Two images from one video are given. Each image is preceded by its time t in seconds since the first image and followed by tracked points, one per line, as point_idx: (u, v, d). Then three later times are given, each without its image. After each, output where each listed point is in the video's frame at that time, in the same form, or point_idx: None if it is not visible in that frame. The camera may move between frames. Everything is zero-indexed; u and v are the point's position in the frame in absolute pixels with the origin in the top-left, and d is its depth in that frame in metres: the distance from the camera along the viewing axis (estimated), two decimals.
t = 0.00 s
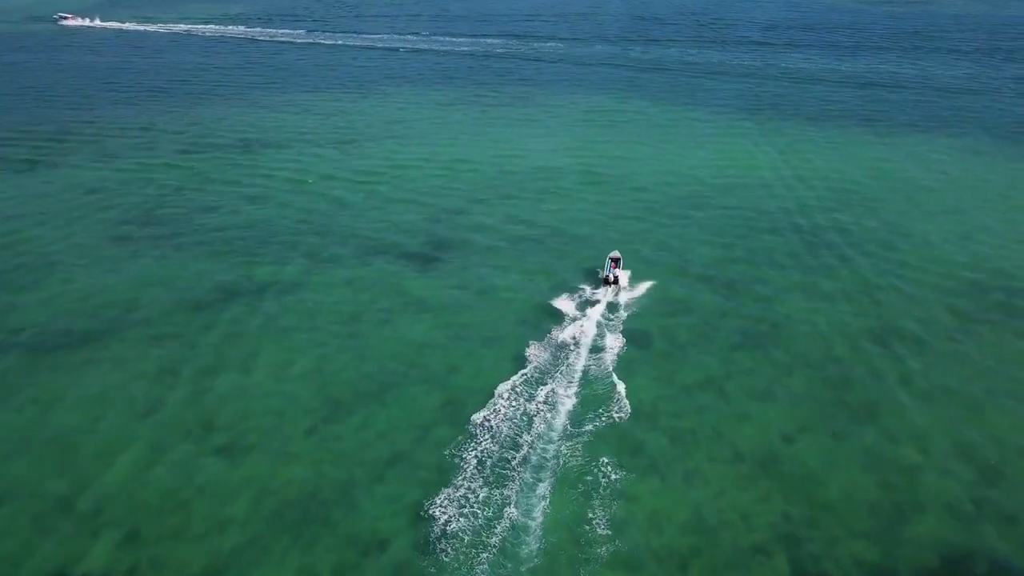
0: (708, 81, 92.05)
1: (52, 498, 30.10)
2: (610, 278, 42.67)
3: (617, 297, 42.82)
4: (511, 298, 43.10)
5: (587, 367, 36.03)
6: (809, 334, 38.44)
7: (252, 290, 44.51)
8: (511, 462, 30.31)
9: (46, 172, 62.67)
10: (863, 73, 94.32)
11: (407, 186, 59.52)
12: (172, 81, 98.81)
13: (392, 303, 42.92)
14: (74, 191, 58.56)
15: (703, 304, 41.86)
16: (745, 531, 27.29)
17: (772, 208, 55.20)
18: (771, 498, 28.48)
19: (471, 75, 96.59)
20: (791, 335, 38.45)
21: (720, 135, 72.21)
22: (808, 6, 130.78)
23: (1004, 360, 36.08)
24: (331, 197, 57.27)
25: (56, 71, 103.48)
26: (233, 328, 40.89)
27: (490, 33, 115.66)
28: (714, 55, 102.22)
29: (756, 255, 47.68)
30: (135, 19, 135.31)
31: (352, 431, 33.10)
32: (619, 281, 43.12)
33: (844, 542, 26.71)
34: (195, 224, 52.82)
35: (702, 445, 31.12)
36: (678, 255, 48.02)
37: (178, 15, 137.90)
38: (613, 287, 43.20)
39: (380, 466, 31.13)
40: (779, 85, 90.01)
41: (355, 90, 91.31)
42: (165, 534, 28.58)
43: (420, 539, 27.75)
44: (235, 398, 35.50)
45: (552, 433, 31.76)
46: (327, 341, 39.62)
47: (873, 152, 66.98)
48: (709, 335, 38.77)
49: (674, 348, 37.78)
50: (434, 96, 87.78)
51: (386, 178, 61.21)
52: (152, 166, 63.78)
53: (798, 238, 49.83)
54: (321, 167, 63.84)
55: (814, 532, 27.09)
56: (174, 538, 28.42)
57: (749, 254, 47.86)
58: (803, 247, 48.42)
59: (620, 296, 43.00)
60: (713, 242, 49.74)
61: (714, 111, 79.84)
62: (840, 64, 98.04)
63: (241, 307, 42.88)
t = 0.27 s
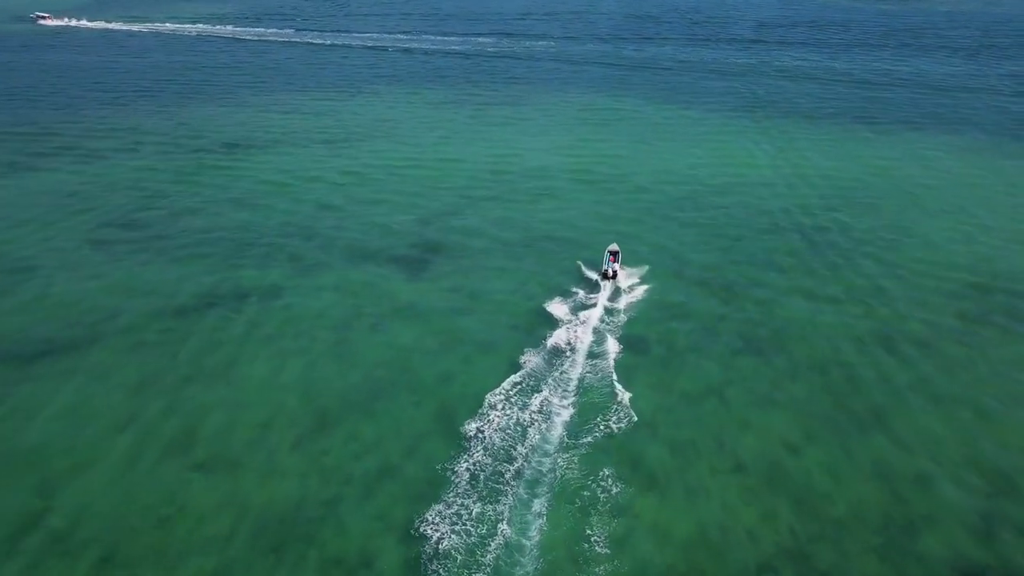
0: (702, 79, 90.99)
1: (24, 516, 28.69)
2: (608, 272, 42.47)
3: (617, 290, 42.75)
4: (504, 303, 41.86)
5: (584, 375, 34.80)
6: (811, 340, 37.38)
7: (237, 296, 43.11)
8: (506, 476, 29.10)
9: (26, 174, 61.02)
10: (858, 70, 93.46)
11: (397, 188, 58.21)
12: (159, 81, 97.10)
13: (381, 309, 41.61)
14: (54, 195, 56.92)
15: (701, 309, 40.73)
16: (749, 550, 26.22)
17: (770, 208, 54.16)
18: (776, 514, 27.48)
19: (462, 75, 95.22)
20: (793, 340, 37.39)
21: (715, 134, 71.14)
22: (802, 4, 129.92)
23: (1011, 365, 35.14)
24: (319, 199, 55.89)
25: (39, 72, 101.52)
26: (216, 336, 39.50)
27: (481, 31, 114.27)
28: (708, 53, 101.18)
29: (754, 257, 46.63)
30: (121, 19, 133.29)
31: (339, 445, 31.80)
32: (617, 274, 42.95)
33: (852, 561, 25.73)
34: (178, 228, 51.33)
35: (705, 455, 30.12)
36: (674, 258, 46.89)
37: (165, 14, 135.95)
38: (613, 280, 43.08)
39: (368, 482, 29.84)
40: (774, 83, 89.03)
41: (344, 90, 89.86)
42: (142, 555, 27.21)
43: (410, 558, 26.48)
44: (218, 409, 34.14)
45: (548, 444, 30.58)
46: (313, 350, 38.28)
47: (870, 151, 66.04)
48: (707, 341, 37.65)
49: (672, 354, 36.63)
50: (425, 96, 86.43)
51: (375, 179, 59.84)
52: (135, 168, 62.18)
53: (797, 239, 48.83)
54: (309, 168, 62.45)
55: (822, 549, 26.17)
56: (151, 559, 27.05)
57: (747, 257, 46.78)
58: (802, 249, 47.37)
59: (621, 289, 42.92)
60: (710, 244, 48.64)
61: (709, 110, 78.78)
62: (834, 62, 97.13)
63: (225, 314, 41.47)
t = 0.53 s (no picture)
0: (695, 77, 89.85)
1: None
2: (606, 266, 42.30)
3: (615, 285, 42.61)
4: (496, 308, 40.62)
5: (581, 382, 33.56)
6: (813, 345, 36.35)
7: (220, 303, 41.66)
8: (501, 491, 27.92)
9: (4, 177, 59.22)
10: (852, 68, 92.58)
11: (386, 189, 56.81)
12: (143, 81, 95.22)
13: (369, 315, 40.32)
14: (33, 198, 55.22)
15: (700, 313, 39.56)
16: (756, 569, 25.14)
17: (767, 209, 53.08)
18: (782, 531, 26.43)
19: (453, 73, 93.77)
20: (795, 345, 36.33)
21: (711, 133, 70.08)
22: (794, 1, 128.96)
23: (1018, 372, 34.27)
24: (306, 201, 54.47)
25: (21, 72, 99.49)
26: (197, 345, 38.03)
27: (471, 30, 112.77)
28: (701, 51, 100.07)
29: (753, 259, 45.53)
30: (105, 18, 131.01)
31: (324, 461, 30.45)
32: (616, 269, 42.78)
33: None
34: (160, 232, 49.79)
35: (709, 469, 29.10)
36: (671, 260, 45.72)
37: (150, 14, 133.76)
38: (611, 275, 42.92)
39: (354, 500, 28.55)
40: (768, 81, 87.99)
41: (332, 89, 88.29)
42: None
43: None
44: (199, 423, 32.74)
45: (544, 457, 29.37)
46: (300, 358, 36.94)
47: (867, 150, 65.14)
48: (706, 346, 36.52)
49: (671, 361, 35.45)
50: (415, 95, 84.96)
51: (364, 180, 58.42)
52: (118, 170, 60.54)
53: (795, 240, 47.78)
54: (297, 169, 61.00)
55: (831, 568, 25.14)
56: None
57: (745, 259, 45.70)
58: (801, 251, 46.35)
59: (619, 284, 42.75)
60: (707, 246, 47.54)
61: (703, 109, 77.70)
62: (829, 59, 96.21)
63: (207, 321, 40.04)
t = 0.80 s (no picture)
0: (689, 75, 88.48)
1: None
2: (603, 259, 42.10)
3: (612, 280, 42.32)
4: (488, 315, 39.15)
5: (578, 392, 32.08)
6: (817, 352, 35.04)
7: (200, 312, 39.95)
8: (494, 510, 26.43)
9: None
10: (847, 65, 91.52)
11: (374, 191, 55.18)
12: (126, 81, 93.10)
13: (356, 323, 38.77)
14: (8, 202, 53.27)
15: (699, 319, 38.16)
16: None
17: (765, 209, 51.77)
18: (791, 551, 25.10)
19: (442, 72, 92.16)
20: (799, 352, 35.00)
21: (706, 132, 68.81)
22: None
23: None
24: (291, 204, 52.78)
25: (1, 73, 97.08)
26: (175, 356, 36.30)
27: (461, 28, 111.05)
28: (694, 48, 98.74)
29: (752, 262, 44.20)
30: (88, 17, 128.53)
31: (308, 480, 28.87)
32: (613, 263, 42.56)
33: None
34: (140, 236, 47.98)
35: (714, 485, 27.71)
36: (668, 264, 44.37)
37: (134, 13, 131.34)
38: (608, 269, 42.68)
39: (339, 522, 27.00)
40: (762, 78, 86.72)
41: (320, 89, 86.45)
42: None
43: None
44: (175, 440, 31.06)
45: (540, 473, 27.92)
46: (283, 370, 35.32)
47: (865, 149, 64.03)
48: (707, 353, 35.13)
49: (670, 369, 34.04)
50: (403, 94, 83.26)
51: (351, 182, 56.80)
52: (97, 172, 58.61)
53: (795, 242, 46.49)
54: (282, 170, 59.29)
55: None
56: None
57: (744, 261, 44.38)
58: (801, 253, 45.08)
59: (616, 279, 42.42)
60: (704, 248, 46.24)
61: (697, 107, 76.42)
62: (823, 56, 95.13)
63: (188, 330, 38.36)
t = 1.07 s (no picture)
0: (682, 73, 87.41)
1: None
2: (604, 254, 42.04)
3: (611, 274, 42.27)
4: (480, 320, 37.96)
5: (575, 403, 30.92)
6: (820, 357, 34.01)
7: (182, 318, 38.60)
8: (489, 528, 25.29)
9: None
10: (842, 62, 90.65)
11: (362, 192, 53.81)
12: (110, 81, 91.28)
13: (344, 329, 37.50)
14: None
15: (698, 323, 37.05)
16: None
17: (762, 210, 50.73)
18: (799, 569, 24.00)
19: (433, 71, 90.78)
20: (801, 357, 33.94)
21: (701, 130, 67.75)
22: None
23: None
24: (277, 206, 51.37)
25: None
26: (155, 366, 34.92)
27: (451, 26, 109.59)
28: (687, 46, 97.67)
29: (750, 264, 43.13)
30: (72, 17, 126.36)
31: (292, 496, 27.59)
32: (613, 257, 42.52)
33: None
34: (121, 239, 46.48)
35: (717, 498, 26.56)
36: (665, 266, 43.28)
37: (120, 12, 129.37)
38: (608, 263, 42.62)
39: (326, 541, 25.76)
40: (757, 76, 85.69)
41: (307, 89, 84.89)
42: None
43: None
44: (153, 454, 29.68)
45: (536, 488, 26.76)
46: (268, 379, 33.99)
47: (862, 148, 63.15)
48: (707, 359, 34.03)
49: (669, 376, 32.92)
50: (393, 94, 81.82)
51: (340, 182, 55.45)
52: (78, 173, 57.02)
53: (793, 243, 45.50)
54: (268, 171, 57.81)
55: None
56: None
57: (743, 263, 43.33)
58: (801, 253, 44.09)
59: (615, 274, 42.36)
60: (701, 250, 45.17)
61: (692, 105, 75.35)
62: (817, 54, 94.15)
63: (169, 337, 36.98)
